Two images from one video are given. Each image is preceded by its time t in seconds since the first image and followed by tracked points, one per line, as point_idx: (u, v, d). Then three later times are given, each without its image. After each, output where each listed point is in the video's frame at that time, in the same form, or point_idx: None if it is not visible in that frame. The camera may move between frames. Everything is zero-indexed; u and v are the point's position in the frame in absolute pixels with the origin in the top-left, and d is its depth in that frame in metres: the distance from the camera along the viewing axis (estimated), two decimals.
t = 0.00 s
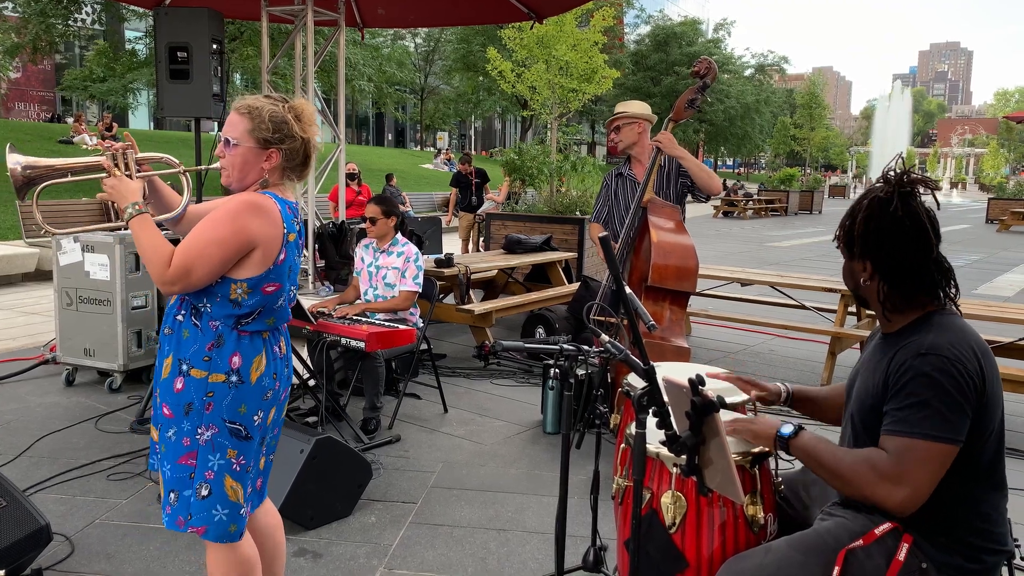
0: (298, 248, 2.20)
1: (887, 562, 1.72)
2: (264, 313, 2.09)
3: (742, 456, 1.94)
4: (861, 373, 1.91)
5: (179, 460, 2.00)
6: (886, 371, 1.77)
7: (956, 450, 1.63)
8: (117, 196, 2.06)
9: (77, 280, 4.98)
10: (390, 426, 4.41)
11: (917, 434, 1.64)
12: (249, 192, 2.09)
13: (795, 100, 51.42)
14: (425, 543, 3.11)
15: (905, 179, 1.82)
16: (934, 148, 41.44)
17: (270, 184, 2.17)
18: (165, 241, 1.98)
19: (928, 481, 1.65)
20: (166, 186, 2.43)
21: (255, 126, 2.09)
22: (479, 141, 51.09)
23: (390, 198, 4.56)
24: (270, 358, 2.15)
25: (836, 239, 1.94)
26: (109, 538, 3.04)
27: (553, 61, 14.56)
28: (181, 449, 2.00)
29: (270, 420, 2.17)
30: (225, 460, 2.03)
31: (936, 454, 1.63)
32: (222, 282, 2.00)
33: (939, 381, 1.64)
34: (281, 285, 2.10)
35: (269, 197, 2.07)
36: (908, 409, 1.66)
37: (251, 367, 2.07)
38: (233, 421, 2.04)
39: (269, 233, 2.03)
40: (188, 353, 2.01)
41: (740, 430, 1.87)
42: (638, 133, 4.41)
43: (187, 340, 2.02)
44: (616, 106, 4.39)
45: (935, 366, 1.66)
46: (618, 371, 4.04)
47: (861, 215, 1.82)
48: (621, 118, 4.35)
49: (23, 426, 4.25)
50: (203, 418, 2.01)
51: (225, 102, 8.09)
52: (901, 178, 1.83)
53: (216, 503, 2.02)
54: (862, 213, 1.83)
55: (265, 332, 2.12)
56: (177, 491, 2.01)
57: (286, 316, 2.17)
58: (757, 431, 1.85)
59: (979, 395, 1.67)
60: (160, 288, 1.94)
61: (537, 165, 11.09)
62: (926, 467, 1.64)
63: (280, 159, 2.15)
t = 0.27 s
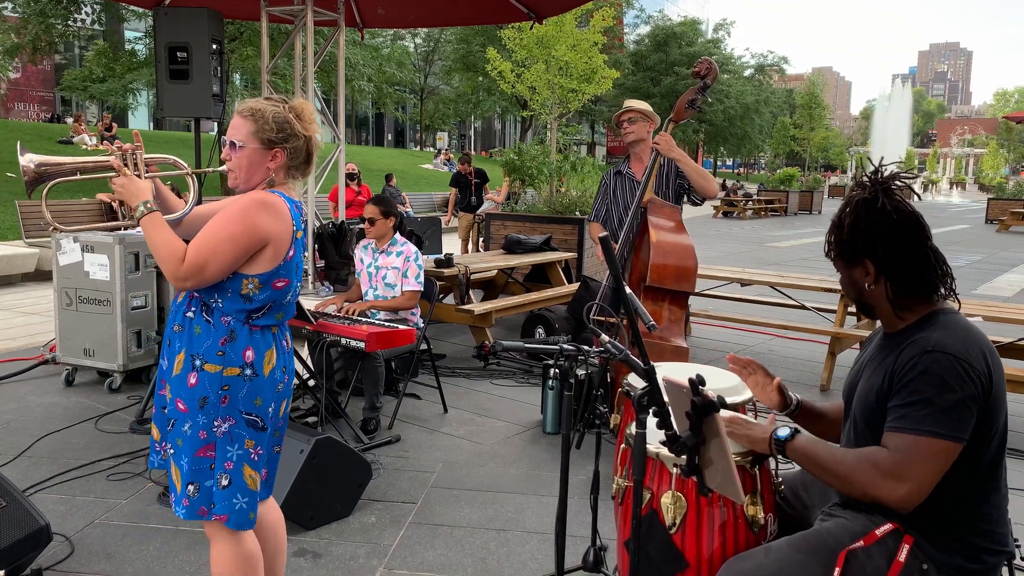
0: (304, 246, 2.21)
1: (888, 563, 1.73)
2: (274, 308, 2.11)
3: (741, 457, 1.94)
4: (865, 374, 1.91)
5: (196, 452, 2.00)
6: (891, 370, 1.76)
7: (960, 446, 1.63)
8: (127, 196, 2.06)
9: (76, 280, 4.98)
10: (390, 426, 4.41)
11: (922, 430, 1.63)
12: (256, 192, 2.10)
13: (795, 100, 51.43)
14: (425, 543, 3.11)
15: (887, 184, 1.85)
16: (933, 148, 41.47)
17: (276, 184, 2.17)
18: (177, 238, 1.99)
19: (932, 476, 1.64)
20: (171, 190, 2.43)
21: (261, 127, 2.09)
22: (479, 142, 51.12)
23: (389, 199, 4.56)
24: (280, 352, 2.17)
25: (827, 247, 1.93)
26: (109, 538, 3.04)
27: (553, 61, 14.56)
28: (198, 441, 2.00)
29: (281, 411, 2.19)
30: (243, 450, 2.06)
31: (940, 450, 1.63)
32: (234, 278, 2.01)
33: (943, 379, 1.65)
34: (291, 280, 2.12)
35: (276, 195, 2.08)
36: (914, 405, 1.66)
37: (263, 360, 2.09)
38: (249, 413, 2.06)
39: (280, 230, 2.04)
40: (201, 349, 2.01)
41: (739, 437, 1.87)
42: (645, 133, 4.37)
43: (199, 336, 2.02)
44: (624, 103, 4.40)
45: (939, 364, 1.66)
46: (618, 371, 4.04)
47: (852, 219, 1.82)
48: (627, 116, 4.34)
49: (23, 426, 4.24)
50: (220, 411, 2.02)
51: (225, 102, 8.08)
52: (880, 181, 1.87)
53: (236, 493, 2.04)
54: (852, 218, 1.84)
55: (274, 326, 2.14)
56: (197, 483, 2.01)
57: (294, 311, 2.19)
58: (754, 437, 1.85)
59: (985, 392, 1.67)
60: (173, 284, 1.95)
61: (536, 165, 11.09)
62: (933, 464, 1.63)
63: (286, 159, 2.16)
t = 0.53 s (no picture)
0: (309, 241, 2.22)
1: (889, 564, 1.73)
2: (282, 303, 2.12)
3: (743, 458, 1.94)
4: (863, 377, 1.91)
5: (208, 447, 2.00)
6: (888, 374, 1.77)
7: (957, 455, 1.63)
8: (133, 195, 2.05)
9: (76, 280, 4.98)
10: (391, 427, 4.41)
11: (919, 440, 1.64)
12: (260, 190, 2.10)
13: (794, 100, 51.46)
14: (425, 544, 3.11)
15: (888, 186, 1.84)
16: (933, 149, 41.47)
17: (279, 182, 2.17)
18: (184, 235, 1.99)
19: (929, 485, 1.65)
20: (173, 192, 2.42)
21: (265, 127, 2.09)
22: (478, 142, 51.14)
23: (386, 197, 4.58)
24: (287, 347, 2.19)
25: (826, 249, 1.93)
26: (109, 539, 3.04)
27: (553, 61, 14.56)
28: (209, 437, 2.01)
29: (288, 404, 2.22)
30: (253, 443, 2.08)
31: (935, 461, 1.63)
32: (242, 273, 2.02)
33: (940, 384, 1.64)
34: (297, 275, 2.13)
35: (282, 193, 2.09)
36: (910, 413, 1.66)
37: (273, 356, 2.10)
38: (259, 407, 2.08)
39: (286, 226, 2.05)
40: (212, 346, 2.01)
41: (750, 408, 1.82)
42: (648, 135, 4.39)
43: (209, 333, 2.02)
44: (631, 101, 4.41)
45: (937, 369, 1.65)
46: (619, 371, 4.04)
47: (851, 224, 1.82)
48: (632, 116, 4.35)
49: (23, 427, 4.24)
50: (231, 405, 2.02)
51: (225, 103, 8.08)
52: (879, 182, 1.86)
53: (247, 485, 2.07)
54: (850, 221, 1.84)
55: (282, 321, 2.15)
56: (210, 477, 2.02)
57: (300, 306, 2.20)
58: (763, 415, 1.80)
59: (983, 397, 1.66)
60: (181, 279, 1.95)
61: (536, 165, 11.09)
62: (929, 470, 1.64)
63: (288, 159, 2.16)
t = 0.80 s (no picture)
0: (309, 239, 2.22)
1: (889, 562, 1.72)
2: (283, 299, 2.12)
3: (744, 455, 1.94)
4: (861, 375, 1.91)
5: (210, 445, 2.00)
6: (886, 372, 1.76)
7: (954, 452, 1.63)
8: (134, 195, 2.05)
9: (76, 280, 4.97)
10: (390, 426, 4.40)
11: (917, 437, 1.64)
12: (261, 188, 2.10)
13: (794, 100, 51.48)
14: (425, 543, 3.10)
15: (900, 182, 1.82)
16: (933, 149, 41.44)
17: (279, 181, 2.17)
18: (186, 233, 1.99)
19: (927, 483, 1.64)
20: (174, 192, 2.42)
21: (265, 126, 2.09)
22: (478, 141, 51.14)
23: (389, 198, 4.56)
24: (288, 345, 2.19)
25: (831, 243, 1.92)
26: (108, 538, 3.03)
27: (553, 61, 14.55)
28: (212, 434, 2.00)
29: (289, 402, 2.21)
30: (254, 441, 2.08)
31: (932, 459, 1.63)
32: (244, 270, 2.01)
33: (938, 383, 1.64)
34: (298, 272, 2.13)
35: (282, 191, 2.09)
36: (908, 411, 1.66)
37: (275, 353, 2.10)
38: (260, 405, 2.08)
39: (287, 223, 2.05)
40: (214, 343, 2.00)
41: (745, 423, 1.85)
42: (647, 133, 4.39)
43: (211, 331, 2.01)
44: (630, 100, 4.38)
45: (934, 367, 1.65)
46: (619, 370, 4.04)
47: (861, 219, 1.80)
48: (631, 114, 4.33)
49: (22, 426, 4.23)
50: (233, 403, 2.02)
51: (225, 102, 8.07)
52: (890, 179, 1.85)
53: (248, 483, 2.06)
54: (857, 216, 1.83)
55: (283, 319, 2.15)
56: (211, 475, 2.01)
57: (301, 304, 2.20)
58: (762, 424, 1.83)
59: (981, 395, 1.66)
60: (183, 277, 1.94)
61: (536, 165, 11.09)
62: (927, 469, 1.63)
63: (287, 157, 2.16)
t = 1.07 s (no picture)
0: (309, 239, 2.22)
1: (891, 560, 1.72)
2: (280, 299, 2.11)
3: (744, 453, 1.94)
4: (862, 370, 1.91)
5: (206, 446, 2.00)
6: (888, 367, 1.76)
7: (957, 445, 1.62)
8: (129, 190, 2.05)
9: (76, 279, 4.97)
10: (390, 425, 4.40)
11: (919, 428, 1.63)
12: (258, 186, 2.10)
13: (794, 100, 51.53)
14: (426, 542, 3.10)
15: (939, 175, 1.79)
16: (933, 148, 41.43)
17: (278, 179, 2.17)
18: (181, 231, 1.99)
19: (930, 475, 1.63)
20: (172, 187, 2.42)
21: (264, 122, 2.09)
22: (478, 141, 51.13)
23: (387, 197, 4.55)
24: (287, 345, 2.17)
25: (850, 226, 1.90)
26: (108, 538, 3.03)
27: (553, 60, 14.55)
28: (207, 435, 1.99)
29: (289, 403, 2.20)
30: (250, 442, 2.07)
31: (936, 450, 1.62)
32: (240, 269, 2.01)
33: (940, 377, 1.64)
34: (295, 272, 2.13)
35: (281, 190, 2.09)
36: (910, 403, 1.66)
37: (273, 354, 2.09)
38: (257, 406, 2.07)
39: (285, 222, 2.05)
40: (210, 343, 2.00)
41: (742, 427, 1.90)
42: (645, 133, 4.39)
43: (207, 331, 2.01)
44: (621, 104, 4.34)
45: (937, 362, 1.65)
46: (620, 369, 4.04)
47: (899, 205, 1.76)
48: (625, 120, 4.33)
49: (22, 426, 4.23)
50: (229, 404, 2.01)
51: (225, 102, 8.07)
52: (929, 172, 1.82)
53: (244, 484, 2.05)
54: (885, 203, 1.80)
55: (281, 320, 2.14)
56: (207, 476, 2.01)
57: (300, 304, 2.19)
58: (758, 429, 1.87)
59: (981, 391, 1.66)
60: (177, 274, 1.94)
61: (537, 164, 11.10)
62: (928, 461, 1.63)
63: (287, 154, 2.15)
